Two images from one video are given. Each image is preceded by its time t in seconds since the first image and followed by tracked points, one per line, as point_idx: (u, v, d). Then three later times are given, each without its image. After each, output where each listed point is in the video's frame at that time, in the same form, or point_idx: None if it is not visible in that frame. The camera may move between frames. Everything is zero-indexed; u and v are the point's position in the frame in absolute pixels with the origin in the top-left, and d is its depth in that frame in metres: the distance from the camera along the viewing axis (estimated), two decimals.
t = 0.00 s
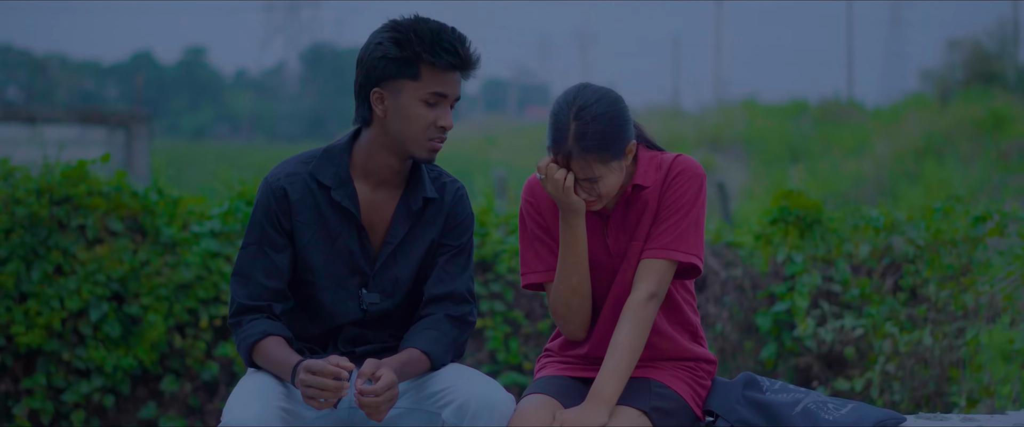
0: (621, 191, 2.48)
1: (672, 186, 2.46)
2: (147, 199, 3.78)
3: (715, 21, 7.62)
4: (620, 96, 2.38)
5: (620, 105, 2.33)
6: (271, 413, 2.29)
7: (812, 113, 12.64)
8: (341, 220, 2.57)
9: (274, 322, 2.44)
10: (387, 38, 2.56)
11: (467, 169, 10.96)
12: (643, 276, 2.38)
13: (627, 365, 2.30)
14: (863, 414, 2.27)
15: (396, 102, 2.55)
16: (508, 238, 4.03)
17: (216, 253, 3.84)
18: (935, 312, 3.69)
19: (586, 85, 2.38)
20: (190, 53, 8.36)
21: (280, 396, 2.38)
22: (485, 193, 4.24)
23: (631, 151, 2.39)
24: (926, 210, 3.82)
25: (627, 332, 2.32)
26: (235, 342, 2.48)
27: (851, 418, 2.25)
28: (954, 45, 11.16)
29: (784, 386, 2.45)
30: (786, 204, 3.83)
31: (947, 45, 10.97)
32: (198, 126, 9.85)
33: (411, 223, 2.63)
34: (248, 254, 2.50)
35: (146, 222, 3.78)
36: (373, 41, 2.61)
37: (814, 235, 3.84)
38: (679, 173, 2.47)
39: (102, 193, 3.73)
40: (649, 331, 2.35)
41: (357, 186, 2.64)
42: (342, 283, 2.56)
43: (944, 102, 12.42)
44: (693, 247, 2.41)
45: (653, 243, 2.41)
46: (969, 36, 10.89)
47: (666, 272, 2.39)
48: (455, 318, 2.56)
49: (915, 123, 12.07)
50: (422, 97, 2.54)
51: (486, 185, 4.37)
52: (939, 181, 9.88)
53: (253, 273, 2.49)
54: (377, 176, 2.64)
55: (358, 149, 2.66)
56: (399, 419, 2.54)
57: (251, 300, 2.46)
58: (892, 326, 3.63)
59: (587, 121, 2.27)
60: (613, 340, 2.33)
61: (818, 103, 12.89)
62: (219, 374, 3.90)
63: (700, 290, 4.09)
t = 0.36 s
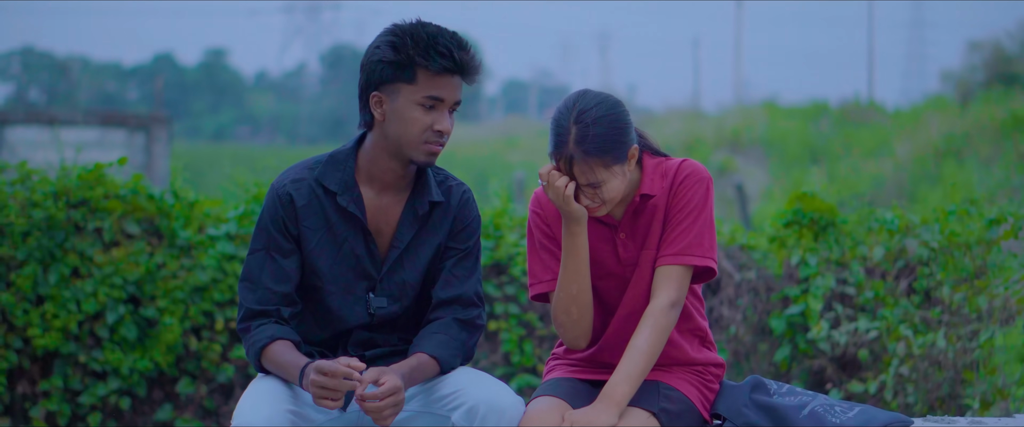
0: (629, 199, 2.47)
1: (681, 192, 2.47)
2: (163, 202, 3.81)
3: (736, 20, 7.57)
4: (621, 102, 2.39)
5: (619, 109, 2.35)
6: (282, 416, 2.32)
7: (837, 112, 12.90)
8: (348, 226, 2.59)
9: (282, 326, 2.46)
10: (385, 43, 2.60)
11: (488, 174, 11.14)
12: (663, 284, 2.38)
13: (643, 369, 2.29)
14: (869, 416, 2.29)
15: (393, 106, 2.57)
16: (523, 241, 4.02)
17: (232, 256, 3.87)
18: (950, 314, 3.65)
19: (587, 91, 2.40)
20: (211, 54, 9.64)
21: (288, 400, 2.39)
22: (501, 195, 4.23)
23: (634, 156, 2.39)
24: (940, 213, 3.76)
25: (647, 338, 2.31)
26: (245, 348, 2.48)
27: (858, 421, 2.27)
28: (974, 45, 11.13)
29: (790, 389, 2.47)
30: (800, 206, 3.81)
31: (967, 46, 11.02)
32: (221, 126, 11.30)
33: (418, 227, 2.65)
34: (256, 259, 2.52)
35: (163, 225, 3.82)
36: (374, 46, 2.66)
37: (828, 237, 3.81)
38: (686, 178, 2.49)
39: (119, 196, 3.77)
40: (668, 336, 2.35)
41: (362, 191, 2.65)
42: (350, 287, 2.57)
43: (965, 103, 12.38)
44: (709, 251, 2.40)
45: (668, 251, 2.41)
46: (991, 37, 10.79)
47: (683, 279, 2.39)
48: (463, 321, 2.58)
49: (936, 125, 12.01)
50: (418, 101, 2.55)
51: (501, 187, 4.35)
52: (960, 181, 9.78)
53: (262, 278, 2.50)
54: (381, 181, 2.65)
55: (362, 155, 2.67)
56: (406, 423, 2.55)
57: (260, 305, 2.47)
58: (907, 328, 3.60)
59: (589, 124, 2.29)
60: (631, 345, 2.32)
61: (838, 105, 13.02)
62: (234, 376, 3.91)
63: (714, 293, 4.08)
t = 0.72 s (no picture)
0: (633, 201, 2.49)
1: (683, 193, 2.47)
2: (168, 203, 3.83)
3: (741, 22, 7.59)
4: (628, 103, 2.38)
5: (627, 112, 2.34)
6: (287, 419, 2.30)
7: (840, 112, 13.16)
8: (345, 232, 2.60)
9: (286, 336, 2.45)
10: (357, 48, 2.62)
11: (490, 175, 11.17)
12: (666, 286, 2.38)
13: (648, 372, 2.28)
14: (875, 419, 2.29)
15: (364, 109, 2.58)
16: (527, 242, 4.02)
17: (236, 257, 3.87)
18: (954, 317, 3.65)
19: (593, 91, 2.40)
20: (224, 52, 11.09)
21: (294, 402, 2.38)
22: (505, 196, 4.23)
23: (638, 158, 2.39)
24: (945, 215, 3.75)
25: (651, 341, 2.30)
26: (250, 355, 2.48)
27: (863, 423, 2.27)
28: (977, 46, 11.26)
29: (797, 391, 2.47)
30: (804, 208, 3.77)
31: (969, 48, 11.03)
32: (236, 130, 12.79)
33: (415, 231, 2.65)
34: (257, 267, 2.52)
35: (168, 226, 3.83)
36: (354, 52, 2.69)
37: (833, 239, 3.79)
38: (690, 179, 2.49)
39: (123, 196, 3.77)
40: (672, 339, 2.34)
41: (359, 198, 2.66)
42: (349, 292, 2.58)
43: (968, 105, 12.45)
44: (713, 252, 2.40)
45: (672, 253, 2.40)
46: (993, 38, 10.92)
47: (687, 282, 2.39)
48: (467, 324, 2.58)
49: (939, 125, 12.03)
50: (380, 102, 2.53)
51: (505, 188, 4.34)
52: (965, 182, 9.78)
53: (264, 284, 2.50)
54: (375, 186, 2.65)
55: (356, 159, 2.67)
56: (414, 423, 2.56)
57: (264, 311, 2.47)
58: (911, 330, 3.59)
59: (593, 124, 2.29)
60: (635, 347, 2.31)
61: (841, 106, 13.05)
62: (238, 377, 3.92)
63: (718, 294, 4.07)
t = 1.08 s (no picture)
0: (642, 201, 2.48)
1: (690, 190, 2.46)
2: (173, 203, 3.82)
3: (743, 22, 7.58)
4: (641, 104, 2.38)
5: (640, 111, 2.33)
6: (298, 420, 2.29)
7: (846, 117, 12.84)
8: (337, 236, 2.59)
9: (292, 339, 2.44)
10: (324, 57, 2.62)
11: (490, 173, 11.15)
12: (666, 284, 2.36)
13: (653, 373, 2.28)
14: (891, 421, 2.26)
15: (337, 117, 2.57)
16: (533, 242, 4.01)
17: (242, 257, 3.87)
18: (962, 317, 3.64)
19: (605, 91, 2.39)
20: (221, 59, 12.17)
21: (303, 405, 2.37)
22: (509, 197, 4.23)
23: (652, 157, 2.39)
24: (952, 215, 3.72)
25: (653, 340, 2.30)
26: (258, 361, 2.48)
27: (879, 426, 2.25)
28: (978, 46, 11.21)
29: (812, 393, 2.45)
30: (811, 208, 3.77)
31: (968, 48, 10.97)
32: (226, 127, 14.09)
33: (410, 233, 2.65)
34: (257, 273, 2.53)
35: (173, 226, 3.82)
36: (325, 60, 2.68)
37: (840, 239, 3.77)
38: (699, 177, 2.48)
39: (128, 196, 3.77)
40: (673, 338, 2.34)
41: (351, 202, 2.65)
42: (346, 295, 2.59)
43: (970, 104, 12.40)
44: (714, 249, 2.39)
45: (674, 249, 2.40)
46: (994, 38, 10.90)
47: (688, 278, 2.38)
48: (483, 324, 2.59)
49: (941, 124, 11.97)
50: (347, 109, 2.51)
51: (509, 188, 4.35)
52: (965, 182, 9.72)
53: (265, 289, 2.50)
54: (366, 190, 2.64)
55: (345, 163, 2.66)
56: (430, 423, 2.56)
57: (268, 315, 2.47)
58: (918, 331, 3.59)
59: (609, 124, 2.28)
60: (639, 348, 2.31)
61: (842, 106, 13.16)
62: (243, 378, 3.93)
63: (725, 294, 4.07)
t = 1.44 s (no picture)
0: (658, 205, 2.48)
1: (708, 191, 2.46)
2: (175, 203, 3.81)
3: (737, 23, 7.55)
4: (656, 117, 2.35)
5: (654, 126, 2.30)
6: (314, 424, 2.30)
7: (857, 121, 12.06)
8: (356, 238, 2.60)
9: (309, 342, 2.44)
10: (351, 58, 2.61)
11: (488, 171, 11.09)
12: (688, 286, 2.36)
13: (674, 377, 2.28)
14: (909, 424, 2.25)
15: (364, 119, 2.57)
16: (537, 243, 3.99)
17: (244, 257, 3.86)
18: (968, 317, 3.64)
19: (619, 105, 2.37)
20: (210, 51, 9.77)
21: (320, 408, 2.38)
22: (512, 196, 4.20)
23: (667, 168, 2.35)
24: (957, 215, 3.73)
25: (674, 344, 2.29)
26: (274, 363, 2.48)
27: None
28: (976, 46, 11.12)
29: (828, 397, 2.45)
30: (816, 208, 3.76)
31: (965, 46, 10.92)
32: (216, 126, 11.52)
33: (428, 236, 2.64)
34: (275, 274, 2.52)
35: (176, 226, 3.81)
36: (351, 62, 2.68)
37: (845, 240, 3.77)
38: (715, 178, 2.47)
39: (131, 196, 3.76)
40: (694, 341, 2.33)
41: (369, 203, 2.66)
42: (363, 298, 2.60)
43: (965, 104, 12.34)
44: (733, 250, 2.38)
45: (693, 251, 2.39)
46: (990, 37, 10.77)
47: (708, 280, 2.37)
48: (500, 329, 2.57)
49: (937, 123, 11.88)
50: (375, 111, 2.51)
51: (511, 188, 4.33)
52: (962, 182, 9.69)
53: (283, 291, 2.50)
54: (385, 192, 2.65)
55: (365, 164, 2.66)
56: None
57: (284, 317, 2.46)
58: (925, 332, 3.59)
59: (624, 143, 2.25)
60: (659, 352, 2.31)
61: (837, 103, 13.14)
62: (247, 378, 3.92)
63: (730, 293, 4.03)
